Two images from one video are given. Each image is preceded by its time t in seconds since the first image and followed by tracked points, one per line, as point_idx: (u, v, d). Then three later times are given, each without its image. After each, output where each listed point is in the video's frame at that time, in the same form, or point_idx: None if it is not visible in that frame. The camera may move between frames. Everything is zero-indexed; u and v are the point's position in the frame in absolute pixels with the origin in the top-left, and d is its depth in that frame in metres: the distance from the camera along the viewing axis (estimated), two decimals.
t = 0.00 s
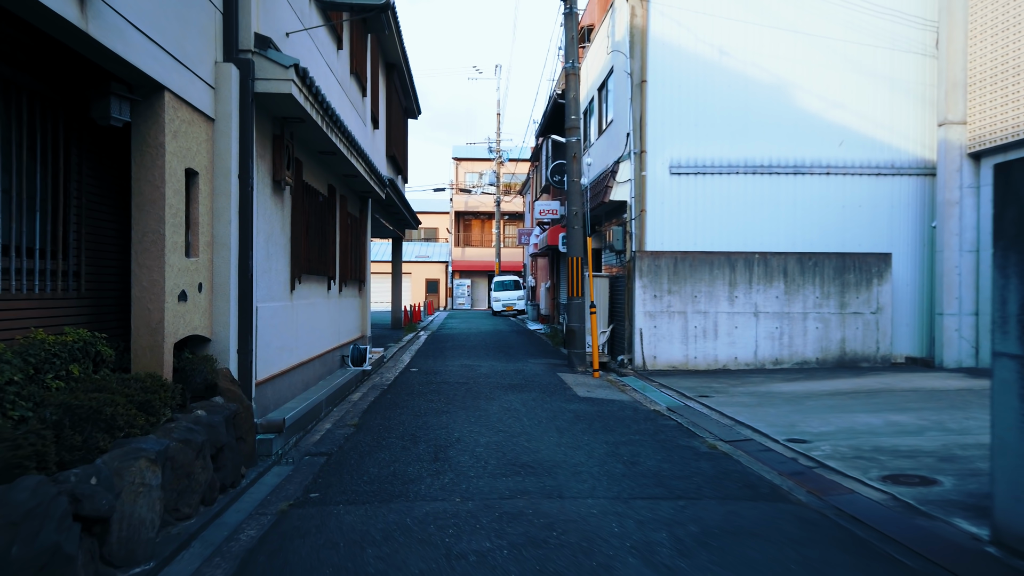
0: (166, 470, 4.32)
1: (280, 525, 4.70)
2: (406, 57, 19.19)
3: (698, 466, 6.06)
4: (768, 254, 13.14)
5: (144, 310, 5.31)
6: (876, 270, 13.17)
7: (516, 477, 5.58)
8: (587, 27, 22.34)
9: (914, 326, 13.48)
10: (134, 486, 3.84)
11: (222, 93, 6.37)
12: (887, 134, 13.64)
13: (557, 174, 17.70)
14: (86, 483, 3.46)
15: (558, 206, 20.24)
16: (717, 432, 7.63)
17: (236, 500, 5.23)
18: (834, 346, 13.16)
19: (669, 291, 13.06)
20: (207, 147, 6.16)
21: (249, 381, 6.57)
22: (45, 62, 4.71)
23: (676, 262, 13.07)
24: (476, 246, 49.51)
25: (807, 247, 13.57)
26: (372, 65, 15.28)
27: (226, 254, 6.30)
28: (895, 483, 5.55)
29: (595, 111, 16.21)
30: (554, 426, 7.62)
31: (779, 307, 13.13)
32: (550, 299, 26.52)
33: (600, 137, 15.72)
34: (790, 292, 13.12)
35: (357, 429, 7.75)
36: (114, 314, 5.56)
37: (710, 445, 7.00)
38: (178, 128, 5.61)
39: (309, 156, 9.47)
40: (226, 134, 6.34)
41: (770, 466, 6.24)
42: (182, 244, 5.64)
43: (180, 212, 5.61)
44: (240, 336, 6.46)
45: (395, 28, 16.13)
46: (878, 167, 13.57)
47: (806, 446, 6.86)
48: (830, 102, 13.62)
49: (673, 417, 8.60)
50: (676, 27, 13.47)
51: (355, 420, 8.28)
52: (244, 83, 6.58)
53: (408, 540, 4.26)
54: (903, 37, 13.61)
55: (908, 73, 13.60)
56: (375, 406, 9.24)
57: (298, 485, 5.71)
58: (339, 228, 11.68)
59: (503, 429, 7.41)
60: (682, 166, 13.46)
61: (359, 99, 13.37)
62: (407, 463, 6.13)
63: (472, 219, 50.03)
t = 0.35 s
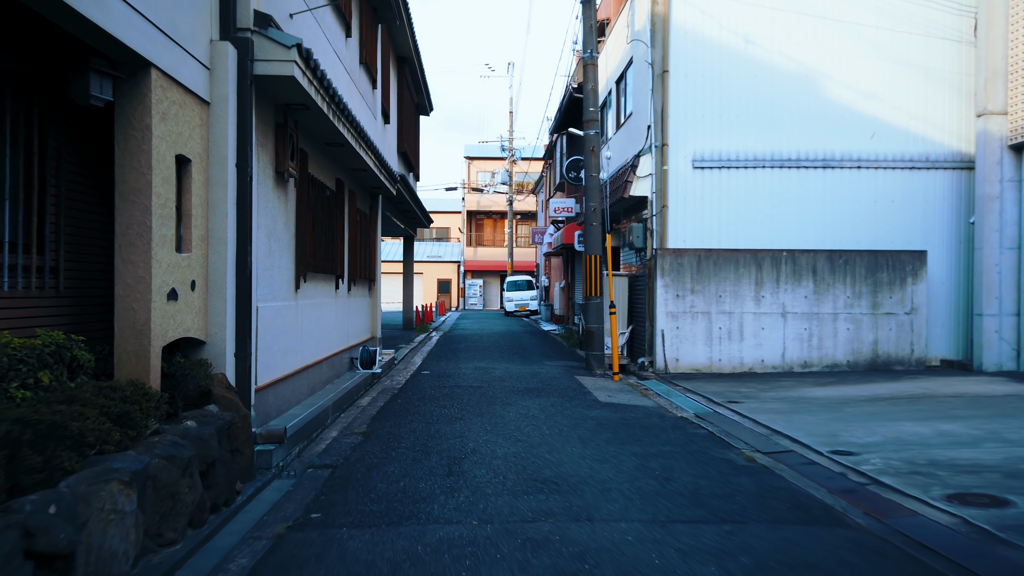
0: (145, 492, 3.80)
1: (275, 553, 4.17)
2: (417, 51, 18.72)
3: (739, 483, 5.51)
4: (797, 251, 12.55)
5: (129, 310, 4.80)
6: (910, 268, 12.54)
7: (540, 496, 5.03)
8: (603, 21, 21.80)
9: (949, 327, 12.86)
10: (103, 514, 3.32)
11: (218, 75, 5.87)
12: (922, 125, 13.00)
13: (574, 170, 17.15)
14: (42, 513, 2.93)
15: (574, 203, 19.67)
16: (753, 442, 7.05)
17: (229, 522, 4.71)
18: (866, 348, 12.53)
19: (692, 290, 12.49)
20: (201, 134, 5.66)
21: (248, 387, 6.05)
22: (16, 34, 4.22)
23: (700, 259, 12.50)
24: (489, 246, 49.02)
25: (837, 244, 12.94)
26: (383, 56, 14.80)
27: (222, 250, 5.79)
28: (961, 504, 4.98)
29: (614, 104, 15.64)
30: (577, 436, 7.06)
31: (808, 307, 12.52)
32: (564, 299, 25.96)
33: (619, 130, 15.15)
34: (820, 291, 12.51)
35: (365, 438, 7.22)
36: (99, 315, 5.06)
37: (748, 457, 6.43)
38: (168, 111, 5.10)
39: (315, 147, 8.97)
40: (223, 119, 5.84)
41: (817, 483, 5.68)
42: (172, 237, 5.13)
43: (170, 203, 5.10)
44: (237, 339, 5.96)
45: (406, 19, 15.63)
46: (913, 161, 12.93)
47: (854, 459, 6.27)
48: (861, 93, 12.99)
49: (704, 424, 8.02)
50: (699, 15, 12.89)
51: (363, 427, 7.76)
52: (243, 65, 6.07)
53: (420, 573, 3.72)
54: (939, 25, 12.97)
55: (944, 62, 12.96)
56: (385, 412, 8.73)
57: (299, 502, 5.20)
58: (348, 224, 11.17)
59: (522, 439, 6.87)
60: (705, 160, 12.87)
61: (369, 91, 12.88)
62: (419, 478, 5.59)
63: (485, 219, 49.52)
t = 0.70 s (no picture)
0: (100, 525, 3.26)
1: None
2: (424, 44, 18.20)
3: (779, 505, 4.93)
4: (822, 249, 11.93)
5: (96, 313, 4.26)
6: (941, 267, 11.91)
7: (557, 522, 4.46)
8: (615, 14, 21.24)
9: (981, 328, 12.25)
10: (41, 558, 2.76)
11: (201, 53, 5.30)
12: (952, 117, 12.38)
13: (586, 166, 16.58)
14: None
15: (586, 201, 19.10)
16: (787, 455, 6.47)
17: (207, 551, 4.17)
18: (894, 351, 11.91)
19: (711, 290, 11.91)
20: (181, 117, 5.11)
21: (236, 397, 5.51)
22: None
23: (719, 258, 11.91)
24: (497, 245, 48.49)
25: (864, 241, 12.32)
26: (388, 48, 14.27)
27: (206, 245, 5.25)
28: None
29: (627, 97, 15.06)
30: (595, 448, 6.49)
31: (833, 308, 11.91)
32: (575, 300, 25.39)
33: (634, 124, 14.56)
34: (846, 291, 11.91)
35: (365, 449, 6.67)
36: (66, 318, 4.52)
37: (784, 473, 5.85)
38: (141, 89, 4.57)
39: (314, 138, 8.44)
40: (206, 102, 5.29)
41: (865, 504, 5.09)
42: (147, 231, 4.60)
43: (144, 192, 4.57)
44: (223, 344, 5.42)
45: (412, 9, 15.10)
46: (943, 153, 12.31)
47: (903, 475, 5.68)
48: (889, 82, 12.37)
49: (730, 434, 7.43)
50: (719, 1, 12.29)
51: (363, 437, 7.22)
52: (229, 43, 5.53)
53: None
54: (971, 10, 12.34)
55: (976, 50, 12.34)
56: (388, 419, 8.18)
57: (287, 526, 4.65)
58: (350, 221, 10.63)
59: (535, 452, 6.31)
60: (725, 153, 12.28)
61: (374, 82, 12.35)
62: (421, 498, 5.04)
63: (493, 218, 48.99)
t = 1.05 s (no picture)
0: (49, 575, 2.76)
1: None
2: (431, 40, 17.72)
3: (827, 537, 4.39)
4: (848, 250, 11.38)
5: (58, 322, 3.77)
6: (974, 268, 11.35)
7: (579, 561, 3.92)
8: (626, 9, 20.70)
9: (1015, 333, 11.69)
10: None
11: (183, 34, 4.80)
12: (983, 110, 11.80)
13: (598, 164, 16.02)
14: None
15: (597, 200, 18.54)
16: (826, 476, 5.92)
17: None
18: (925, 357, 11.33)
19: (732, 292, 11.38)
20: (160, 104, 4.62)
21: (223, 413, 5.00)
22: None
23: (740, 258, 11.37)
24: (505, 246, 47.96)
25: (891, 241, 11.74)
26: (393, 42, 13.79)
27: (189, 246, 4.75)
28: None
29: (642, 91, 14.52)
30: (616, 467, 5.95)
31: (860, 311, 11.37)
32: (586, 301, 24.83)
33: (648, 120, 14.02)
34: (874, 294, 11.38)
35: (366, 467, 6.16)
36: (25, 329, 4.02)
37: (827, 496, 5.30)
38: (111, 72, 4.08)
39: (313, 132, 7.95)
40: (189, 88, 4.79)
41: (922, 535, 4.55)
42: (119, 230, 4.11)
43: (115, 187, 4.08)
44: (208, 355, 4.92)
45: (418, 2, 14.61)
46: (975, 149, 11.72)
47: (959, 500, 5.12)
48: (917, 74, 11.78)
49: (760, 449, 6.89)
50: None
51: (365, 452, 6.71)
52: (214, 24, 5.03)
53: None
54: None
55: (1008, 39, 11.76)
56: (392, 431, 7.67)
57: (276, 561, 4.14)
58: (352, 220, 10.12)
59: (551, 471, 5.78)
60: (745, 149, 11.72)
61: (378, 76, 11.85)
62: (426, 528, 4.51)
63: (501, 218, 48.48)
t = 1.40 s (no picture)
0: None
1: None
2: (438, 34, 17.22)
3: None
4: (876, 250, 10.88)
5: None
6: (1010, 269, 10.82)
7: None
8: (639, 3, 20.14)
9: None
10: None
11: (158, 7, 4.26)
12: (1019, 103, 11.17)
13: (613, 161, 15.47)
14: None
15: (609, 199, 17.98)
16: (872, 499, 5.36)
17: None
18: (957, 362, 10.74)
19: (754, 295, 10.88)
20: (130, 86, 4.09)
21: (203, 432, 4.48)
22: None
23: (762, 259, 10.91)
24: (513, 246, 47.43)
25: (923, 241, 11.10)
26: (399, 33, 13.27)
27: (164, 245, 4.23)
28: None
29: (658, 84, 13.94)
30: (640, 490, 5.38)
31: (890, 314, 10.80)
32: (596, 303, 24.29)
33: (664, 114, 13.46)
34: (904, 296, 10.81)
35: (365, 487, 5.61)
36: None
37: (877, 526, 4.75)
38: (68, 46, 3.56)
39: (311, 123, 7.43)
40: (164, 68, 4.26)
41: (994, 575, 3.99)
42: (77, 228, 3.60)
43: (72, 178, 3.56)
44: (186, 367, 4.38)
45: None
46: (1010, 144, 11.10)
47: None
48: (948, 66, 11.17)
49: (795, 467, 6.31)
50: None
51: (364, 470, 6.16)
52: None
53: None
54: None
55: None
56: (395, 445, 7.14)
57: None
58: (354, 219, 9.59)
59: (567, 495, 5.24)
60: (767, 144, 11.15)
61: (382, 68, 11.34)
62: (429, 566, 3.97)
63: (509, 218, 47.96)
